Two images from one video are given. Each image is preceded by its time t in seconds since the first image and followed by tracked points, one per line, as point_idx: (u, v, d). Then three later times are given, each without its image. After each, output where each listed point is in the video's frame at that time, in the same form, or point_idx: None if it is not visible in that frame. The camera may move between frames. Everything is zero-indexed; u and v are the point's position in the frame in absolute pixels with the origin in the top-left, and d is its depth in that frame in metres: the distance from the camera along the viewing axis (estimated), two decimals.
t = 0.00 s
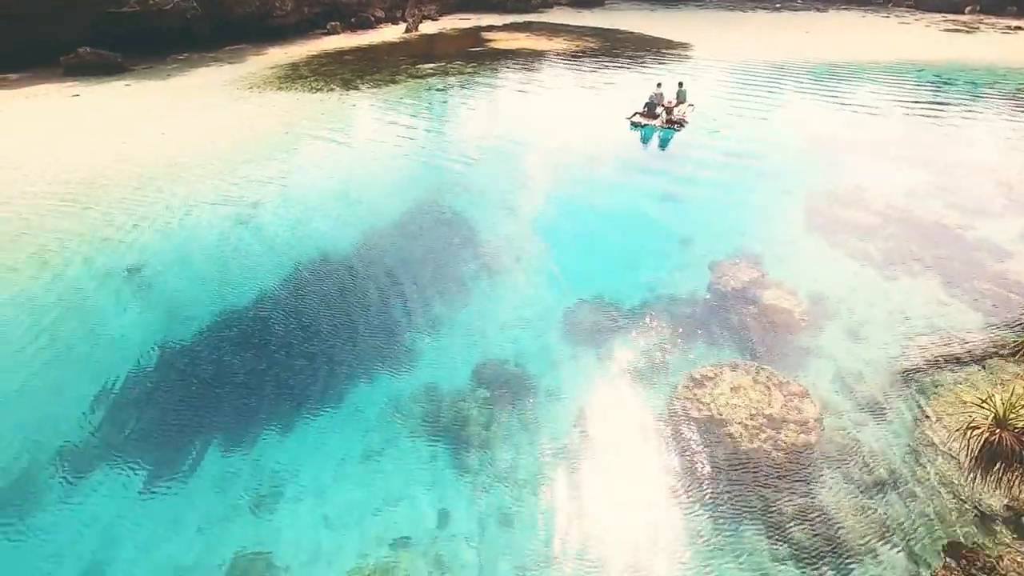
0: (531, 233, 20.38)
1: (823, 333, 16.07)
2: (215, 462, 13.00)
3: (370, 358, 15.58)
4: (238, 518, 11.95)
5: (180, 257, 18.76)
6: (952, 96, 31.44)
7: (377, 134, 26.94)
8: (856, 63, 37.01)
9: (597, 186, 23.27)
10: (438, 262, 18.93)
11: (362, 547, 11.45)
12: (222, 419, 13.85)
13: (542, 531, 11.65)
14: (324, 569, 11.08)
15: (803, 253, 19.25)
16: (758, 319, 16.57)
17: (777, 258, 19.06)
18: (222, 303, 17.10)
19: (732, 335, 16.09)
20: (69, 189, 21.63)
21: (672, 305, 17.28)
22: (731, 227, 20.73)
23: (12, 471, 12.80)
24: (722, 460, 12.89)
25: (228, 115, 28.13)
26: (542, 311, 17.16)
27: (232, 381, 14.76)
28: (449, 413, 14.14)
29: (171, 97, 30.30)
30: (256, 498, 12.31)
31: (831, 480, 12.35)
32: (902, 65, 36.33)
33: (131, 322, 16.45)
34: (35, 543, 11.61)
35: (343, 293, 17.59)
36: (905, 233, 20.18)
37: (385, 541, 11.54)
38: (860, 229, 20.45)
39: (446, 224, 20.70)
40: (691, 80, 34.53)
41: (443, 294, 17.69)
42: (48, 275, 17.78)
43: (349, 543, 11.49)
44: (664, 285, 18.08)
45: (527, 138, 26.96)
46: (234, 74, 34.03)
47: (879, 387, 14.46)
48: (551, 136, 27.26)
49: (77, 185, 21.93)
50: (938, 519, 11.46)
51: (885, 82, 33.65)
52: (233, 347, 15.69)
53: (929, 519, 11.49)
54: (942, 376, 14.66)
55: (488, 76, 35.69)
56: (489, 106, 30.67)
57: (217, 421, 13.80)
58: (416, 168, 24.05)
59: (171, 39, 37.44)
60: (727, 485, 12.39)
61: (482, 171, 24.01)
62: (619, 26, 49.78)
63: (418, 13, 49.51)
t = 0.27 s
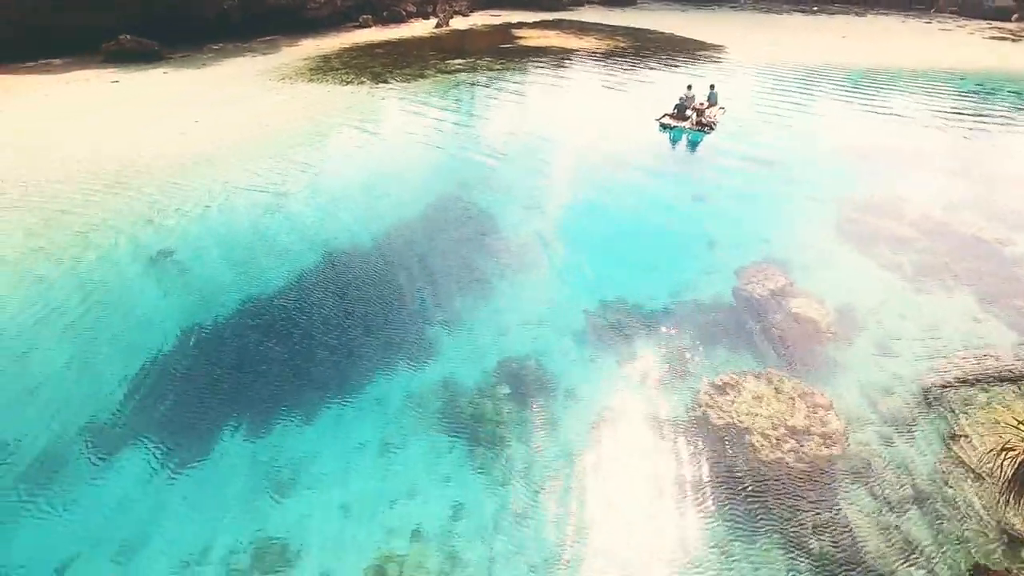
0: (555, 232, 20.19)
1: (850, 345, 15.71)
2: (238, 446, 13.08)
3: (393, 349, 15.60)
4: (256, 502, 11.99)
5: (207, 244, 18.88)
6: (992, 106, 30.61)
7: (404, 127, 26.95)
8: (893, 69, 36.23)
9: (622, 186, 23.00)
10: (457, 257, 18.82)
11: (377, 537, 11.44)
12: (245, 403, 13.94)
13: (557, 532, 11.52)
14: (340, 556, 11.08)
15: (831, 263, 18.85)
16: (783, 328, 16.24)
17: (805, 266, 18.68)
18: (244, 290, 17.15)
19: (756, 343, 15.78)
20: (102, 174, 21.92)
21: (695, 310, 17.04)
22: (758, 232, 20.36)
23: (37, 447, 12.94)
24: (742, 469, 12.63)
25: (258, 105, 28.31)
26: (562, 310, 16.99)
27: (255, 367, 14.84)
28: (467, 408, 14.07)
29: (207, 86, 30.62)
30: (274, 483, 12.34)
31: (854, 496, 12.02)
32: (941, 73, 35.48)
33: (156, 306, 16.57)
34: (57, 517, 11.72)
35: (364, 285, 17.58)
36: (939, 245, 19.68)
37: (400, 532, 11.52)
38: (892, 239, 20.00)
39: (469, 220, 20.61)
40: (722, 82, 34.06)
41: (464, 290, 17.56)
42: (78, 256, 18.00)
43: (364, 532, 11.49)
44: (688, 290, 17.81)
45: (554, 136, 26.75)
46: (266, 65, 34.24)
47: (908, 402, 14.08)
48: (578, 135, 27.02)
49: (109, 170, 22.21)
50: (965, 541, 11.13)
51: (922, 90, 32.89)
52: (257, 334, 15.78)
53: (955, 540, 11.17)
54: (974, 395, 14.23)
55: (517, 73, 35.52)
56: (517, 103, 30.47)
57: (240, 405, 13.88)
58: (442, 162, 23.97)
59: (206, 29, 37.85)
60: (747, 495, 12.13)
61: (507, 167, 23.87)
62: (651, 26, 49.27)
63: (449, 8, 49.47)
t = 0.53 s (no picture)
0: (576, 232, 20.06)
1: (873, 359, 15.43)
2: (257, 431, 13.18)
3: (411, 342, 15.63)
4: (272, 488, 12.06)
5: (232, 232, 19.05)
6: None
7: (430, 122, 26.97)
8: (928, 79, 35.55)
9: (645, 189, 22.80)
10: (476, 254, 18.77)
11: (389, 528, 11.45)
12: (264, 389, 14.04)
13: (567, 534, 11.43)
14: (353, 545, 11.11)
15: (857, 274, 18.54)
16: (805, 338, 15.99)
17: (830, 277, 18.38)
18: (265, 279, 17.25)
19: (776, 352, 15.56)
20: (132, 159, 22.22)
21: (715, 316, 16.84)
22: (782, 241, 20.08)
23: (58, 424, 13.11)
24: (758, 480, 12.46)
25: (286, 96, 28.51)
26: (580, 311, 16.88)
27: (276, 354, 14.95)
28: (483, 405, 14.04)
29: (238, 76, 30.95)
30: (290, 470, 12.41)
31: (872, 512, 11.80)
32: (978, 84, 34.74)
33: (179, 290, 16.73)
34: (78, 493, 11.87)
35: (383, 279, 17.59)
36: (969, 261, 19.28)
37: (412, 524, 11.51)
38: (920, 253, 19.63)
39: (491, 217, 20.56)
40: (752, 87, 33.66)
41: (483, 287, 17.51)
42: (105, 238, 18.25)
43: (377, 523, 11.51)
44: (708, 296, 17.61)
45: (579, 136, 26.61)
46: (295, 57, 34.48)
47: (931, 420, 13.79)
48: (603, 135, 26.85)
49: (139, 155, 22.49)
50: (985, 565, 10.88)
51: (957, 101, 32.23)
52: (279, 322, 15.90)
53: (976, 563, 10.93)
54: (1000, 416, 13.91)
55: (544, 72, 35.40)
56: (543, 102, 30.36)
57: (260, 391, 13.99)
58: (466, 159, 23.95)
59: (237, 20, 38.23)
60: (763, 506, 11.96)
61: (530, 166, 23.78)
62: (681, 28, 48.87)
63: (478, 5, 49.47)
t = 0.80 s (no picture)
0: (599, 234, 19.84)
1: (899, 375, 15.06)
2: (276, 418, 13.22)
3: (429, 338, 15.54)
4: (289, 475, 12.08)
5: (256, 221, 19.13)
6: None
7: (455, 119, 26.91)
8: (964, 90, 34.79)
9: (670, 193, 22.51)
10: (496, 252, 18.63)
11: (402, 522, 11.37)
12: (285, 377, 14.08)
13: (580, 539, 11.25)
14: (366, 536, 11.10)
15: (884, 287, 18.14)
16: (830, 351, 15.66)
17: (856, 289, 18.00)
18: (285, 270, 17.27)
19: (799, 364, 15.24)
20: (160, 145, 22.45)
21: (738, 325, 16.55)
22: (809, 250, 19.71)
23: (77, 406, 13.19)
24: (778, 492, 12.17)
25: (313, 89, 28.62)
26: (600, 314, 16.69)
27: (295, 343, 14.96)
28: (500, 403, 13.91)
29: (271, 67, 31.25)
30: (307, 458, 12.42)
31: (894, 532, 11.48)
32: (1016, 97, 33.93)
33: (200, 278, 16.79)
34: (99, 471, 11.98)
35: (403, 274, 17.53)
36: (1002, 278, 18.77)
37: (426, 518, 11.46)
38: (951, 268, 19.15)
39: (513, 216, 20.41)
40: (782, 93, 33.17)
41: (502, 286, 17.36)
42: (131, 223, 18.44)
43: (392, 515, 11.48)
44: (731, 304, 17.32)
45: (605, 137, 26.37)
46: (324, 51, 34.65)
47: (959, 439, 13.42)
48: (628, 137, 26.58)
49: (167, 142, 22.71)
50: None
51: (994, 113, 31.49)
52: (297, 313, 15.88)
53: None
54: None
55: (572, 72, 35.17)
56: (569, 102, 30.15)
57: (280, 379, 14.01)
58: (489, 157, 23.83)
59: (268, 12, 38.51)
60: (782, 520, 11.68)
61: (553, 166, 23.60)
62: (711, 31, 48.34)
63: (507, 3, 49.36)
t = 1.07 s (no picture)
0: (620, 240, 19.73)
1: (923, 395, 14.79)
2: (294, 410, 13.31)
3: (445, 337, 15.55)
4: (304, 467, 12.16)
5: (280, 215, 19.30)
6: None
7: (480, 121, 26.93)
8: (998, 107, 34.17)
9: (693, 201, 22.33)
10: (516, 255, 18.59)
11: (413, 520, 11.39)
12: (304, 370, 14.18)
13: (591, 548, 11.15)
14: (378, 531, 11.15)
15: (910, 305, 17.83)
16: (851, 368, 15.41)
17: (881, 306, 17.72)
18: (306, 265, 17.36)
19: (820, 380, 15.02)
20: (189, 137, 22.75)
21: (758, 338, 16.35)
22: (832, 264, 19.46)
23: (98, 391, 13.35)
24: (794, 509, 11.98)
25: (340, 87, 28.83)
26: (618, 321, 16.58)
27: (313, 337, 15.03)
28: (515, 405, 13.88)
29: (301, 64, 31.50)
30: (323, 452, 12.49)
31: (913, 556, 11.27)
32: None
33: (222, 270, 16.93)
34: (119, 455, 12.12)
35: (422, 273, 17.55)
36: None
37: (438, 517, 11.47)
38: (979, 288, 18.79)
39: (534, 219, 20.37)
40: (811, 104, 32.79)
41: (521, 289, 17.32)
42: (158, 213, 18.69)
43: (404, 512, 11.51)
44: (751, 316, 17.13)
45: (629, 143, 26.24)
46: (353, 49, 34.87)
47: (982, 464, 13.13)
48: (652, 144, 26.43)
49: (196, 134, 23.02)
50: None
51: None
52: (317, 307, 15.97)
53: None
54: None
55: (598, 77, 35.06)
56: (594, 107, 30.05)
57: (297, 372, 14.09)
58: (513, 159, 23.81)
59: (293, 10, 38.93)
60: (797, 537, 11.50)
61: (576, 170, 23.52)
62: (741, 40, 47.97)
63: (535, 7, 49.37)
